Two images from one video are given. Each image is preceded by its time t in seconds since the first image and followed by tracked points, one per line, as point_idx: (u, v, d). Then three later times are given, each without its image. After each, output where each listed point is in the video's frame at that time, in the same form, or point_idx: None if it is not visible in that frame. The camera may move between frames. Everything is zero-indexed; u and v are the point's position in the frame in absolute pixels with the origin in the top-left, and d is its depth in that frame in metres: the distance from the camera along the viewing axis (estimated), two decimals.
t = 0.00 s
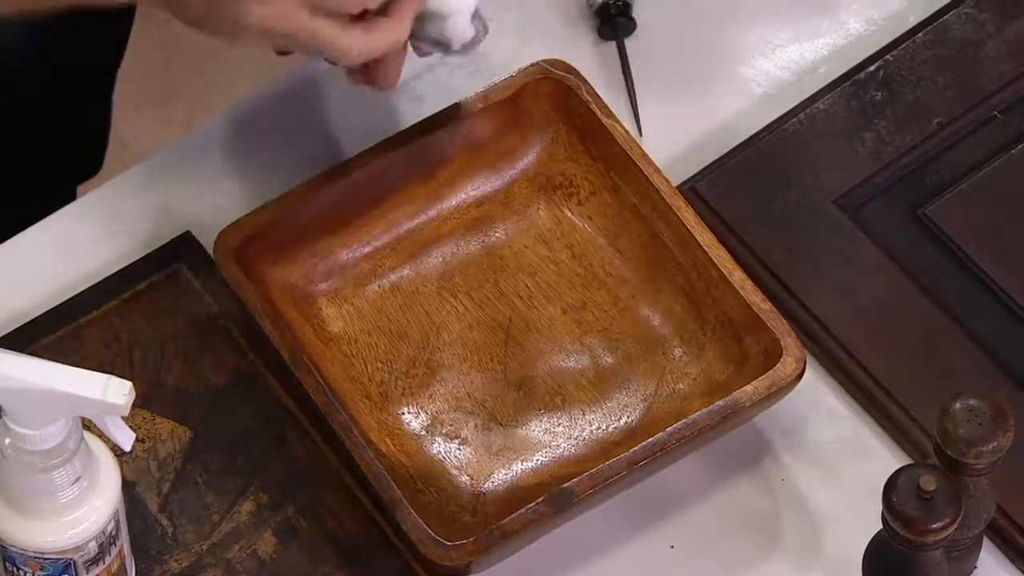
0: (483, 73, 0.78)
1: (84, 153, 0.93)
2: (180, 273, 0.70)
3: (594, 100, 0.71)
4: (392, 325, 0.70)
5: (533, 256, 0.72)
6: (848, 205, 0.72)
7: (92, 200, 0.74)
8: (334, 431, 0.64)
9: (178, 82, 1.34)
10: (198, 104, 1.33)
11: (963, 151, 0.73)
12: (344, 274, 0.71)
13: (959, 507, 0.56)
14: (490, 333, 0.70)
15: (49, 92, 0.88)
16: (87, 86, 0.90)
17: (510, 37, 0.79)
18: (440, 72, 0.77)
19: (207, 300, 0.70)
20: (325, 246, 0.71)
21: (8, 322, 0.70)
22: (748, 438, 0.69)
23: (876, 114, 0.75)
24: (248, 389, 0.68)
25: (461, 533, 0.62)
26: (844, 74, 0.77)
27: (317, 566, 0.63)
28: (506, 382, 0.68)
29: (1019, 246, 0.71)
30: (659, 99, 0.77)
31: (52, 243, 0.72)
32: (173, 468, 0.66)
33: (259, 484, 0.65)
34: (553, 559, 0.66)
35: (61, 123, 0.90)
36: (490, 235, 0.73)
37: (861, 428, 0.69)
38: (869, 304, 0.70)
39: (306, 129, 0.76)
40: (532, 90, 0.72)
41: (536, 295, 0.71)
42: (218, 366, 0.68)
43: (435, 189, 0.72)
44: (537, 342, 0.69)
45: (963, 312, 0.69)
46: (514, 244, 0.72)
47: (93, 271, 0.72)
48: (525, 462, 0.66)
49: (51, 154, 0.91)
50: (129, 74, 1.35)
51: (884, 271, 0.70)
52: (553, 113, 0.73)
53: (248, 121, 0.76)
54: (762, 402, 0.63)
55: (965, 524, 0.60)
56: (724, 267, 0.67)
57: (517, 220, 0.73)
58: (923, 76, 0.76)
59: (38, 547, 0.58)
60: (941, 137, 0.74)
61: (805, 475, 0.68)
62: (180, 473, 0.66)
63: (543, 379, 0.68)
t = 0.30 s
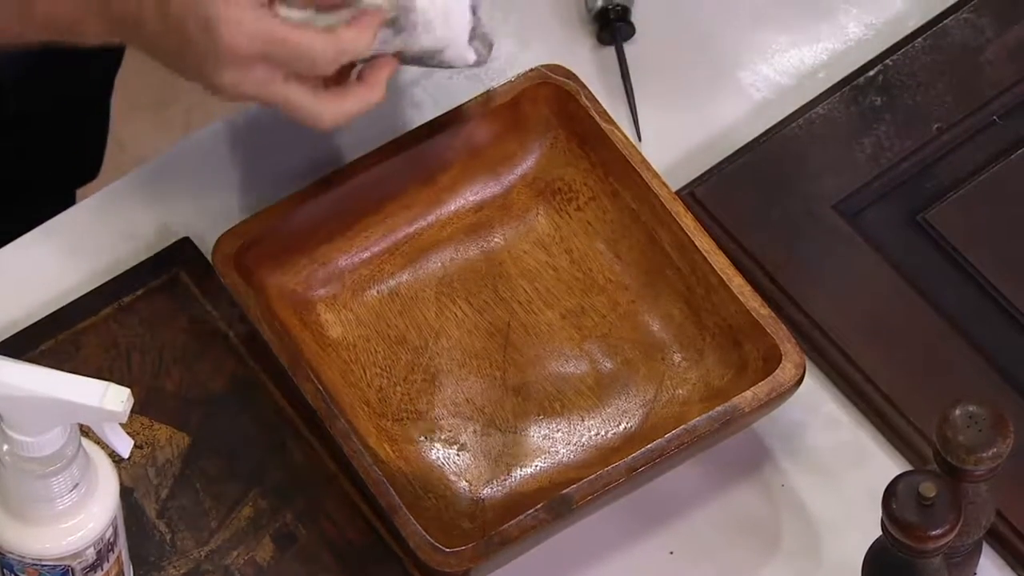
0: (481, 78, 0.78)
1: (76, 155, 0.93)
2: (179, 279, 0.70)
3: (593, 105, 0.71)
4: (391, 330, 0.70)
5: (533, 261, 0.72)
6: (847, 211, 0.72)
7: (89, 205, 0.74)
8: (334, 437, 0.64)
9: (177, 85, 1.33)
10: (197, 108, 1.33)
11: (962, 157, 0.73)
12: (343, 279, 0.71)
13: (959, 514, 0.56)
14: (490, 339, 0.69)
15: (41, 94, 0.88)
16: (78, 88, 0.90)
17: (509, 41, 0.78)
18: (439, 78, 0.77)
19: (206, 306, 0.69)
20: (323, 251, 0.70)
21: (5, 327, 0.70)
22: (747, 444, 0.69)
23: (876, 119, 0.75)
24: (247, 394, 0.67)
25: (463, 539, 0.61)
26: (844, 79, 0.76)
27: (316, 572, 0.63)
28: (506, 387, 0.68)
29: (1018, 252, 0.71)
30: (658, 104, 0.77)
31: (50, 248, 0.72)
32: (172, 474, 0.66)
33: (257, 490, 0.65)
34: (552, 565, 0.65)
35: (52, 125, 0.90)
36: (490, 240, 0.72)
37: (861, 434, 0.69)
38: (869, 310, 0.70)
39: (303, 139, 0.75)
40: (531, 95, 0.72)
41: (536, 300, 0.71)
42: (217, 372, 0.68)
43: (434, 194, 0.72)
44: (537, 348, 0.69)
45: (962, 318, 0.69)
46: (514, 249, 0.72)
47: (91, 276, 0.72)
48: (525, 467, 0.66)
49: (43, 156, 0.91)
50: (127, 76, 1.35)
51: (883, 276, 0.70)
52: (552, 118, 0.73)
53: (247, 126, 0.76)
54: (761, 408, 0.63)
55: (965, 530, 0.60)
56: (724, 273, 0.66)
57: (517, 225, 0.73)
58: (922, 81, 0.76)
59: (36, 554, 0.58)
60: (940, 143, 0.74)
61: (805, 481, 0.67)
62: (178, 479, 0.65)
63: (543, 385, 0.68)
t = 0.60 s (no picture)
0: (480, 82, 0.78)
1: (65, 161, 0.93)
2: (176, 283, 0.70)
3: (592, 110, 0.71)
4: (389, 335, 0.69)
5: (532, 265, 0.72)
6: (846, 215, 0.72)
7: (87, 209, 0.73)
8: (332, 442, 0.63)
9: (176, 89, 1.33)
10: (196, 112, 1.33)
11: (962, 161, 0.73)
12: (341, 284, 0.70)
13: (958, 520, 0.56)
14: (488, 344, 0.69)
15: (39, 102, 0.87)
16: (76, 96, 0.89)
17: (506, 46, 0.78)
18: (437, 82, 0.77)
19: (204, 310, 0.69)
20: (322, 256, 0.70)
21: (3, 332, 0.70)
22: (746, 448, 0.68)
23: (875, 123, 0.75)
24: (245, 399, 0.67)
25: (462, 543, 0.61)
26: (843, 83, 0.76)
27: None
28: (505, 392, 0.68)
29: (1018, 256, 0.71)
30: (658, 108, 0.77)
31: (48, 252, 0.72)
32: (170, 479, 0.65)
33: (255, 495, 0.65)
34: (551, 570, 0.65)
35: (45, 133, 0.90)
36: (488, 244, 0.72)
37: (860, 438, 0.68)
38: (868, 315, 0.70)
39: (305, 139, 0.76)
40: (530, 99, 0.72)
41: (535, 304, 0.71)
42: (216, 376, 0.68)
43: (433, 198, 0.72)
44: (536, 353, 0.69)
45: (962, 322, 0.69)
46: (513, 253, 0.72)
47: (89, 281, 0.71)
48: (524, 472, 0.66)
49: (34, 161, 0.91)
50: (125, 79, 1.35)
51: (883, 280, 0.70)
52: (551, 122, 0.73)
53: (245, 130, 0.76)
54: (761, 413, 0.63)
55: (964, 535, 0.60)
56: (723, 277, 0.66)
57: (516, 229, 0.73)
58: (922, 85, 0.76)
59: (34, 560, 0.58)
60: (939, 147, 0.74)
61: (804, 485, 0.67)
62: (176, 484, 0.65)
63: (542, 390, 0.68)
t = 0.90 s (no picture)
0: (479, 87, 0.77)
1: (61, 171, 0.92)
2: (175, 289, 0.70)
3: (592, 115, 0.71)
4: (387, 340, 0.69)
5: (531, 270, 0.72)
6: (846, 221, 0.72)
7: (84, 215, 0.73)
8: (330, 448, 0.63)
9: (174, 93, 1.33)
10: (196, 117, 1.33)
11: (961, 166, 0.73)
12: (340, 289, 0.70)
13: (959, 527, 0.56)
14: (487, 349, 0.69)
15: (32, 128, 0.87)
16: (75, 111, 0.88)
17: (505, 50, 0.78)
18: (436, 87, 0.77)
19: (202, 316, 0.69)
20: (320, 261, 0.70)
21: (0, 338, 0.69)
22: (746, 455, 0.68)
23: (875, 128, 0.75)
24: (243, 405, 0.67)
25: (461, 549, 0.61)
26: (843, 88, 0.76)
27: None
28: (503, 398, 0.68)
29: (1018, 260, 0.70)
30: (657, 113, 0.77)
31: (45, 257, 0.72)
32: (168, 485, 0.65)
33: (254, 501, 0.65)
34: None
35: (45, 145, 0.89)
36: (487, 249, 0.72)
37: (860, 444, 0.68)
38: (868, 320, 0.69)
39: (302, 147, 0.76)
40: (530, 104, 0.71)
41: (533, 310, 0.70)
42: (214, 382, 0.68)
43: (432, 204, 0.72)
44: (535, 358, 0.69)
45: (961, 328, 0.69)
46: (512, 258, 0.72)
47: (86, 286, 0.71)
48: (523, 478, 0.65)
49: (30, 171, 0.90)
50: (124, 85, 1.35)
51: (882, 285, 0.70)
52: (550, 127, 0.73)
53: (245, 136, 0.76)
54: (760, 418, 0.63)
55: (965, 541, 0.60)
56: (723, 283, 0.66)
57: (515, 235, 0.73)
58: (921, 90, 0.76)
59: (31, 567, 0.57)
60: (939, 152, 0.74)
61: (804, 491, 0.67)
62: (174, 490, 0.65)
63: (540, 395, 0.68)
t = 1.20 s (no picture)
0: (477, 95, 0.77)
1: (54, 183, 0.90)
2: (173, 297, 0.69)
3: (592, 123, 0.70)
4: (386, 349, 0.69)
5: (530, 278, 0.71)
6: (846, 228, 0.72)
7: (84, 223, 0.73)
8: (330, 458, 0.63)
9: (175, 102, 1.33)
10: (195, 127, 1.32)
11: (961, 173, 0.73)
12: (338, 297, 0.70)
13: (959, 537, 0.56)
14: (486, 357, 0.69)
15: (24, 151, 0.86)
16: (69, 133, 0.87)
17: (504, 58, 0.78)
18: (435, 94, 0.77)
19: (201, 324, 0.69)
20: (318, 270, 0.70)
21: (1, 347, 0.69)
22: (746, 464, 0.68)
23: (875, 135, 0.74)
24: (242, 413, 0.67)
25: (460, 559, 0.61)
26: (843, 95, 0.76)
27: None
28: (502, 406, 0.68)
29: (1018, 268, 0.70)
30: (657, 121, 0.76)
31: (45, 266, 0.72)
32: (166, 494, 0.65)
33: (253, 510, 0.65)
34: None
35: (42, 146, 0.87)
36: (486, 257, 0.72)
37: (860, 452, 0.68)
38: (868, 328, 0.69)
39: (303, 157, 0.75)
40: (530, 112, 0.71)
41: (533, 318, 0.70)
42: (213, 390, 0.67)
43: (432, 211, 0.72)
44: (534, 366, 0.69)
45: (961, 336, 0.69)
46: (511, 266, 0.72)
47: (86, 295, 0.71)
48: (522, 487, 0.65)
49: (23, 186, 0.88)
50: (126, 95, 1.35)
51: (882, 293, 0.70)
52: (549, 135, 0.72)
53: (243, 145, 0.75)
54: (760, 427, 0.63)
55: (966, 551, 0.59)
56: (722, 292, 0.66)
57: (514, 243, 0.72)
58: (921, 97, 0.75)
59: None
60: (939, 159, 0.73)
61: (803, 500, 0.67)
62: (173, 499, 0.65)
63: (540, 403, 0.68)
